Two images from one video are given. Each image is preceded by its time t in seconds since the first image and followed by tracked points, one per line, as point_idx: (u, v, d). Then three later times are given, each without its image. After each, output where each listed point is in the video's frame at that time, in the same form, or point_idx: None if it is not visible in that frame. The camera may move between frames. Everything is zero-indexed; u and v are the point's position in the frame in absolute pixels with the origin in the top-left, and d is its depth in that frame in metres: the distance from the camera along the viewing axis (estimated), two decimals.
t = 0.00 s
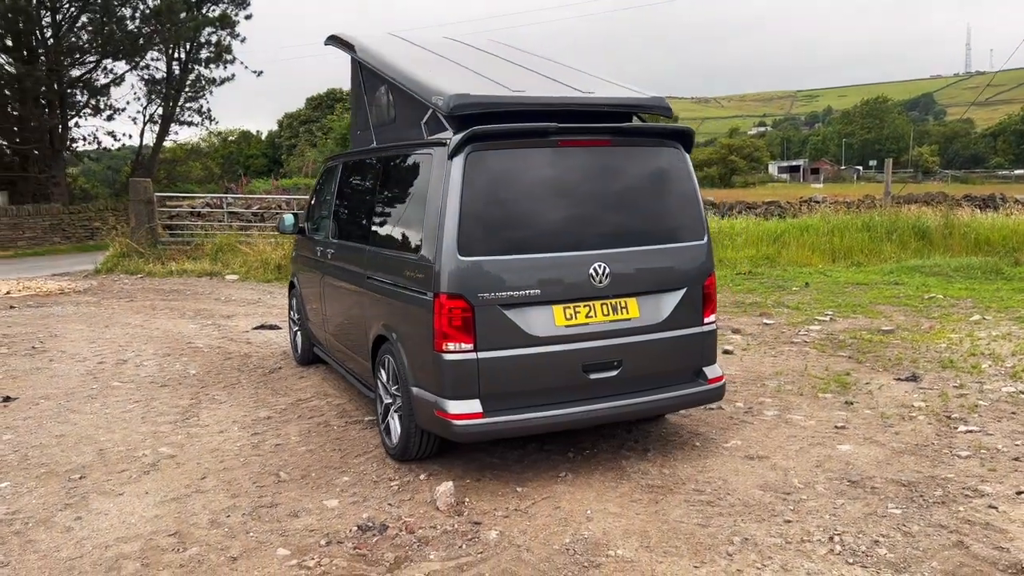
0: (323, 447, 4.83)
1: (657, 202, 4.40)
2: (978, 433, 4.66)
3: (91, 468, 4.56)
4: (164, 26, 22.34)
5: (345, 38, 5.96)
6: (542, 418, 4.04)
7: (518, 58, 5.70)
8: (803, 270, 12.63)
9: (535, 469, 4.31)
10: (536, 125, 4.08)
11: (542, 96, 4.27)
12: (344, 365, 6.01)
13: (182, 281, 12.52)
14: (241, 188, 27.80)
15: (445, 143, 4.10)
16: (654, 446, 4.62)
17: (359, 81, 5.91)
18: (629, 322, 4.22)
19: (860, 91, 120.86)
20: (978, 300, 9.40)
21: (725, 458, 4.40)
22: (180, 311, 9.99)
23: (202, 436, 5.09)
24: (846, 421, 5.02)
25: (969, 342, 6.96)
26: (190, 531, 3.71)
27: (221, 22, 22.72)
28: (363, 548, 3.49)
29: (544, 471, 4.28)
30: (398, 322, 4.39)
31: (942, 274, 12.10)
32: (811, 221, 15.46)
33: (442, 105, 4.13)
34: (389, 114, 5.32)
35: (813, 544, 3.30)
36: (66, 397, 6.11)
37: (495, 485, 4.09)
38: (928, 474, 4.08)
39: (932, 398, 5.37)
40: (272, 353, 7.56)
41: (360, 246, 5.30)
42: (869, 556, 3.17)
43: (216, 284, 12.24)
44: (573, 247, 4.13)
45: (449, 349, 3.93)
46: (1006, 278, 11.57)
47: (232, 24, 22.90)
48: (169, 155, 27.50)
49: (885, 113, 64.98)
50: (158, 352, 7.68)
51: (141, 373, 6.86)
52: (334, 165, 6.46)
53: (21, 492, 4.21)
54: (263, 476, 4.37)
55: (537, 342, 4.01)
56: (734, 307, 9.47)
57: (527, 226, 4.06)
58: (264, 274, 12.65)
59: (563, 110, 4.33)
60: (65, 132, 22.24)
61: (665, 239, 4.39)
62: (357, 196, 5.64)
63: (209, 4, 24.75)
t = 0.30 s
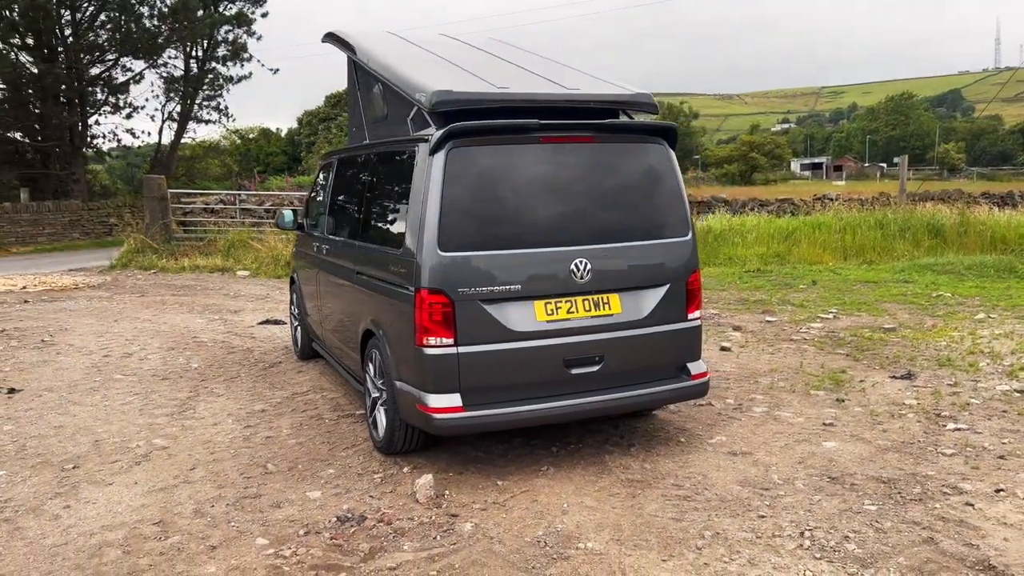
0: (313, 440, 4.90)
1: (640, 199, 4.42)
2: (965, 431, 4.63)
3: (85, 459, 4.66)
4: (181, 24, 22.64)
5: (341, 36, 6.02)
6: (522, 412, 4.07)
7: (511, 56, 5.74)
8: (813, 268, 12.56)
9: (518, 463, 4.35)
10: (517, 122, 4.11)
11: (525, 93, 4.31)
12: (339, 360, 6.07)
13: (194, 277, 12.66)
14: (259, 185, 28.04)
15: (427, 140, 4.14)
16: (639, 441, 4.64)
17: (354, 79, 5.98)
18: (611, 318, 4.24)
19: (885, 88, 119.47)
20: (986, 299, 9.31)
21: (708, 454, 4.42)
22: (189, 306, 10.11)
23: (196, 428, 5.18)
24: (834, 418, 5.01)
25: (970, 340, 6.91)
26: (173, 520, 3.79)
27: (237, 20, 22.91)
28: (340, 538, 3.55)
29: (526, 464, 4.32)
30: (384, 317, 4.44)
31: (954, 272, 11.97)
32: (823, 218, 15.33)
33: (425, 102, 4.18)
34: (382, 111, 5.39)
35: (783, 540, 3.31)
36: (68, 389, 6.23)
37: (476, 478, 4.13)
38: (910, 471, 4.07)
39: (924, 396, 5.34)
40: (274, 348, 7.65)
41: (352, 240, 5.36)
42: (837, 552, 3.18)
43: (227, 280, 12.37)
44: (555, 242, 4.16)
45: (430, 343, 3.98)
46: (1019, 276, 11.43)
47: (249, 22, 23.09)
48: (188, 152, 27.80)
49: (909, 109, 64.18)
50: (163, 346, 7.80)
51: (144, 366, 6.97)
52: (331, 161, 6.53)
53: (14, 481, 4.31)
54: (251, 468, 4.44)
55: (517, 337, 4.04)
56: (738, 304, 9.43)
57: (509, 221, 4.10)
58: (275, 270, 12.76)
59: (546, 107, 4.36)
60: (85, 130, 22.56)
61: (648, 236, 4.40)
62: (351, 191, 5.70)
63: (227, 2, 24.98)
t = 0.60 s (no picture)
0: (313, 435, 4.94)
1: (638, 198, 4.42)
2: (969, 434, 4.58)
3: (90, 452, 4.74)
4: (203, 23, 22.92)
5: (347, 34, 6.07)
6: (518, 410, 4.08)
7: (514, 56, 5.75)
8: (830, 268, 12.44)
9: (514, 461, 4.36)
10: (513, 121, 4.11)
11: (523, 92, 4.31)
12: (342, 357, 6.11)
13: (212, 274, 12.81)
14: (281, 184, 28.25)
15: (423, 138, 4.16)
16: (636, 441, 4.64)
17: (361, 78, 6.02)
18: (607, 317, 4.24)
19: (914, 87, 117.87)
20: (1004, 301, 9.17)
21: (705, 454, 4.40)
22: (205, 303, 10.23)
23: (200, 423, 5.25)
24: (836, 420, 4.97)
25: (982, 342, 6.81)
26: (169, 513, 3.85)
27: (259, 19, 23.11)
28: (330, 533, 3.58)
29: (522, 462, 4.33)
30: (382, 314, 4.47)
31: (974, 273, 11.79)
32: (842, 217, 15.18)
33: (422, 102, 4.20)
34: (386, 110, 5.43)
35: (771, 540, 3.30)
36: (79, 383, 6.34)
37: (471, 475, 4.14)
38: (908, 473, 4.03)
39: (930, 399, 5.28)
40: (284, 344, 7.73)
41: (356, 239, 5.39)
42: (824, 554, 3.17)
43: (244, 277, 12.50)
44: (551, 241, 4.16)
45: (424, 341, 3.99)
46: None
47: (271, 22, 23.28)
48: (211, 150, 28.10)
49: (938, 108, 63.27)
50: (176, 341, 7.90)
51: (155, 361, 7.07)
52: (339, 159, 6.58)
53: (20, 472, 4.40)
54: (250, 462, 4.49)
55: (513, 335, 4.05)
56: (751, 304, 9.37)
57: (505, 220, 4.10)
58: (291, 267, 12.87)
59: (543, 105, 4.37)
60: (110, 128, 22.89)
61: (646, 235, 4.39)
62: (356, 190, 5.73)
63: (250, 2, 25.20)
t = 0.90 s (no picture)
0: (315, 433, 4.93)
1: (641, 196, 4.36)
2: (980, 440, 4.46)
3: (94, 446, 4.77)
4: (226, 23, 23.11)
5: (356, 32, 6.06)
6: (515, 409, 4.03)
7: (522, 53, 5.70)
8: (852, 270, 12.25)
9: (513, 461, 4.31)
10: (513, 117, 4.08)
11: (525, 88, 4.27)
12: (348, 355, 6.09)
13: (230, 271, 12.90)
14: (305, 183, 28.43)
15: (422, 135, 4.14)
16: (638, 442, 4.57)
17: (369, 75, 6.01)
18: (607, 316, 4.18)
19: (946, 87, 116.03)
20: None
21: (708, 457, 4.33)
22: (221, 300, 10.30)
23: (204, 419, 5.26)
24: (844, 423, 4.87)
25: (1002, 346, 6.65)
26: (165, 508, 3.85)
27: (283, 19, 23.25)
28: (322, 531, 3.56)
29: (521, 462, 4.28)
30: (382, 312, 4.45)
31: (1000, 276, 11.54)
32: (866, 219, 14.94)
33: (423, 98, 4.17)
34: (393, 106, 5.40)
35: (767, 546, 3.23)
36: (90, 378, 6.39)
37: (468, 475, 4.10)
38: (914, 479, 3.93)
39: (943, 403, 5.15)
40: (295, 342, 7.74)
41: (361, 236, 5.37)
42: (820, 561, 3.10)
43: (262, 274, 12.57)
44: (550, 239, 4.12)
45: (421, 339, 3.96)
46: None
47: (294, 22, 23.40)
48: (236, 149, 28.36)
49: (971, 109, 62.19)
50: (189, 338, 7.95)
51: (167, 357, 7.12)
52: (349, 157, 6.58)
53: (23, 466, 4.44)
54: (250, 459, 4.49)
55: (511, 334, 4.01)
56: (767, 305, 9.24)
57: (504, 217, 4.06)
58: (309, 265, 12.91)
59: (546, 101, 4.32)
60: (136, 127, 23.13)
61: (648, 234, 4.33)
62: (363, 187, 5.72)
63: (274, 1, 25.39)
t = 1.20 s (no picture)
0: (314, 437, 4.87)
1: (646, 199, 4.24)
2: (999, 456, 4.27)
3: (92, 448, 4.74)
4: (252, 23, 23.24)
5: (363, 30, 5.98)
6: (512, 418, 3.93)
7: (529, 52, 5.60)
8: (877, 275, 11.98)
9: (510, 470, 4.21)
10: (511, 119, 3.98)
11: (524, 88, 4.16)
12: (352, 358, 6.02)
13: (249, 270, 12.94)
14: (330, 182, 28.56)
15: (419, 135, 4.05)
16: (641, 453, 4.44)
17: (376, 75, 5.93)
18: (607, 323, 4.07)
19: (983, 88, 113.85)
20: None
21: (711, 469, 4.19)
22: (237, 299, 10.31)
23: (204, 421, 5.23)
24: (856, 436, 4.70)
25: None
26: (154, 514, 3.80)
27: (308, 19, 23.33)
28: (309, 541, 3.48)
29: (518, 472, 4.18)
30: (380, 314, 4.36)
31: None
32: (893, 222, 14.62)
33: (420, 99, 4.09)
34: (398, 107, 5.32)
35: (765, 568, 3.10)
36: (97, 378, 6.39)
37: (463, 485, 4.00)
38: (926, 497, 3.77)
39: (962, 416, 4.96)
40: (305, 343, 7.71)
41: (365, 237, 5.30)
42: None
43: (281, 274, 12.60)
44: (550, 242, 4.01)
45: (416, 345, 3.87)
46: None
47: (319, 22, 23.47)
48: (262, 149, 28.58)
49: (1008, 110, 60.90)
50: (200, 337, 7.95)
51: (176, 357, 7.11)
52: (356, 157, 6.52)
53: (20, 467, 4.42)
54: (245, 463, 4.43)
55: (508, 340, 3.91)
56: (787, 311, 9.03)
57: (502, 221, 3.96)
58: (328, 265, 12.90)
59: (546, 102, 4.21)
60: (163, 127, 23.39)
61: (651, 239, 4.21)
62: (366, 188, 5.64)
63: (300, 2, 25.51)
